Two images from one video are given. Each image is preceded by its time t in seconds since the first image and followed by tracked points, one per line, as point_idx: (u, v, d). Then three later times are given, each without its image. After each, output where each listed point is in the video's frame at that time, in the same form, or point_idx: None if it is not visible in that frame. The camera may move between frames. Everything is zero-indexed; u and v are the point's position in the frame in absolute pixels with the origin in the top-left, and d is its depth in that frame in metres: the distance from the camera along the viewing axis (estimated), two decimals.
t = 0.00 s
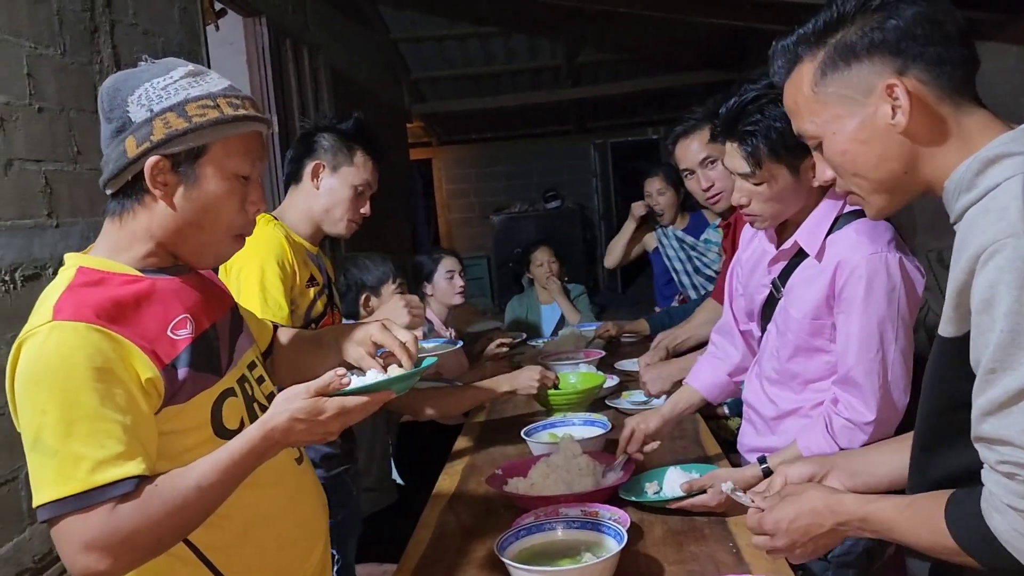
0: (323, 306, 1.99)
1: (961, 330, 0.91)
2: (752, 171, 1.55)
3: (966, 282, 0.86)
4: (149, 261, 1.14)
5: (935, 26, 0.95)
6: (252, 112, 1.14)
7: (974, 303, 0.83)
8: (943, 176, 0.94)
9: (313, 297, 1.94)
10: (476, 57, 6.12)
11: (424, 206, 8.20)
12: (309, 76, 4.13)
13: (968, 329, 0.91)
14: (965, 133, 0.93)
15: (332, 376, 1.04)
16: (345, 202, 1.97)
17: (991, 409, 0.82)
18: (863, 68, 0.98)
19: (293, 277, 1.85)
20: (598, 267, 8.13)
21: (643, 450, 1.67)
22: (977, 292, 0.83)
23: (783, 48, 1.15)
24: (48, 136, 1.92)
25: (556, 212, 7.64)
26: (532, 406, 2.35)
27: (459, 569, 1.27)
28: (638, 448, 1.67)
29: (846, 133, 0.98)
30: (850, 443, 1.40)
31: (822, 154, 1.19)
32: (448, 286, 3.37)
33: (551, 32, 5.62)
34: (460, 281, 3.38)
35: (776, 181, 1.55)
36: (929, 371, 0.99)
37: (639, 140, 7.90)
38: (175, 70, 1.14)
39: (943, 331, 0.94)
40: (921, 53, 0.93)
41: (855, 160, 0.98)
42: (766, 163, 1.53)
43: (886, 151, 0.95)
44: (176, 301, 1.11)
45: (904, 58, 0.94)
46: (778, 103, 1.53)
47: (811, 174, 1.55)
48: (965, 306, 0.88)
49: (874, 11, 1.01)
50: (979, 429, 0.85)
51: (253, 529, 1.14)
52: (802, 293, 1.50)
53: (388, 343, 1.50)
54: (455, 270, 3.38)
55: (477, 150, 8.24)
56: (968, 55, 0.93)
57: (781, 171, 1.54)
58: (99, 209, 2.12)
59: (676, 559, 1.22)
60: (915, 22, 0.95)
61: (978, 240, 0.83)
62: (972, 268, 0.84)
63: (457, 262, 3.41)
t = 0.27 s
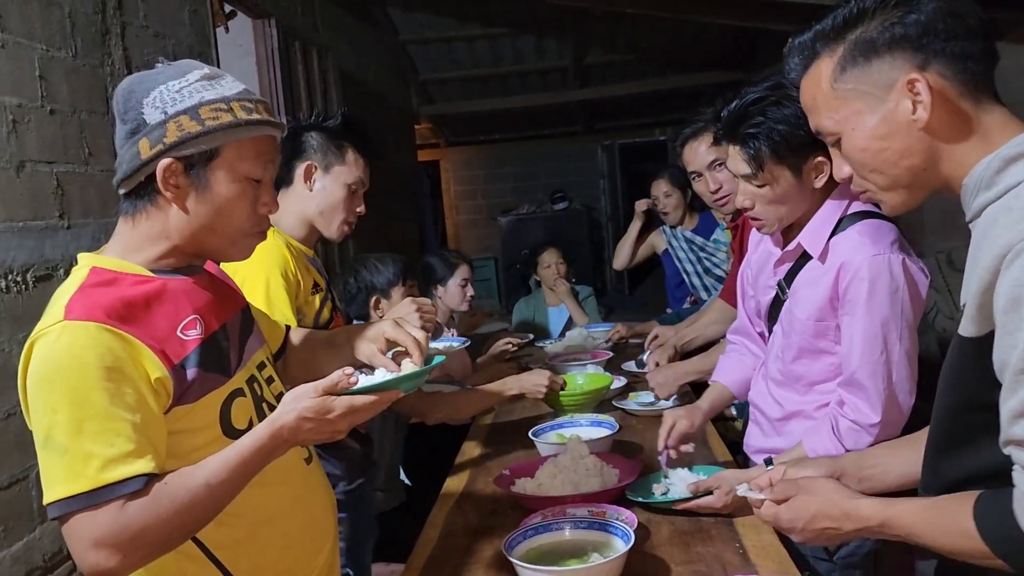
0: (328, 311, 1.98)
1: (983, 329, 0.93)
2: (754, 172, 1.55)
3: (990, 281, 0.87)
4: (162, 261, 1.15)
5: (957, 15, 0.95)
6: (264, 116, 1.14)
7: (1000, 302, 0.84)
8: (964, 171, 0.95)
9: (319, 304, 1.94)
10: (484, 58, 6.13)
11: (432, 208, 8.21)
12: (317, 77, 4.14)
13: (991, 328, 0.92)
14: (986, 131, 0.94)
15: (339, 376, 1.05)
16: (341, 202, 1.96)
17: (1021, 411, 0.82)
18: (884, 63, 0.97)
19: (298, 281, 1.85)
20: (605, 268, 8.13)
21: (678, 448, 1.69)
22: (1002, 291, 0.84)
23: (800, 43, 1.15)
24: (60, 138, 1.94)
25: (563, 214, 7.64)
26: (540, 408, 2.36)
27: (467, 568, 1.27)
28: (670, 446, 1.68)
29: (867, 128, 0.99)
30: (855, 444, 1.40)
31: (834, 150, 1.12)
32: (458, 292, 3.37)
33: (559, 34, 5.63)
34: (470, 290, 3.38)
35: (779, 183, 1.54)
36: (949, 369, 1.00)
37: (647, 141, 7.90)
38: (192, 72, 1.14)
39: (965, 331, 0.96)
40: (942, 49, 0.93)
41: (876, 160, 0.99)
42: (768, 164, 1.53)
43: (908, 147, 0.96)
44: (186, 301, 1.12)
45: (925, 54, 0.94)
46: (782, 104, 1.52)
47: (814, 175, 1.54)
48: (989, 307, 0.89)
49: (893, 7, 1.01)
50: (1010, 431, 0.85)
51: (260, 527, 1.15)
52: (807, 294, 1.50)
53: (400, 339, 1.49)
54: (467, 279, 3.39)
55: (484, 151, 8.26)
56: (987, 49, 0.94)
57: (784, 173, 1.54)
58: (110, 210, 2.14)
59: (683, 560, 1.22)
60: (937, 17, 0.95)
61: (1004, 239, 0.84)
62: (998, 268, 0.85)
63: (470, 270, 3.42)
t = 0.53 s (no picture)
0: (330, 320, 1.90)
1: (997, 330, 0.93)
2: (757, 171, 1.55)
3: (1004, 281, 0.87)
4: (173, 261, 1.16)
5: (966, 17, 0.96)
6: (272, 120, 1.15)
7: (1015, 305, 0.84)
8: (973, 172, 0.95)
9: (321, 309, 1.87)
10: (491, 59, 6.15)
11: (438, 208, 8.23)
12: (325, 78, 4.16)
13: (1005, 329, 0.92)
14: (995, 133, 0.94)
15: (346, 376, 1.07)
16: (332, 201, 1.92)
17: None
18: (894, 65, 0.98)
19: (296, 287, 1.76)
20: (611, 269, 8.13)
21: (687, 435, 1.72)
22: (1017, 292, 0.83)
23: (808, 47, 1.15)
24: (69, 139, 1.95)
25: (570, 214, 7.64)
26: (546, 409, 2.36)
27: (473, 566, 1.28)
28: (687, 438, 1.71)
29: (875, 130, 0.99)
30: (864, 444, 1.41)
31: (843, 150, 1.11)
32: (463, 298, 3.28)
33: (566, 35, 5.65)
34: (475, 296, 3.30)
35: (780, 181, 1.54)
36: (959, 370, 1.00)
37: (654, 141, 7.90)
38: (203, 76, 1.15)
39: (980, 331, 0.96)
40: (952, 52, 0.94)
41: (885, 166, 0.99)
42: (769, 162, 1.53)
43: (917, 149, 0.96)
44: (196, 300, 1.13)
45: (934, 56, 0.95)
46: (781, 104, 1.53)
47: (815, 174, 1.54)
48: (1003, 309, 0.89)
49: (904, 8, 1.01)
50: None
51: (268, 524, 1.16)
52: (811, 295, 1.50)
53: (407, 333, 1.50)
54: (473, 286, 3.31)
55: (491, 152, 8.27)
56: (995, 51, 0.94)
57: (785, 171, 1.54)
58: (119, 210, 2.16)
59: (688, 558, 1.23)
60: (947, 20, 0.95)
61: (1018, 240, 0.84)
62: (1013, 269, 0.85)
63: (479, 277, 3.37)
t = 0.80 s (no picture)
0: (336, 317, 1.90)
1: (1013, 322, 0.92)
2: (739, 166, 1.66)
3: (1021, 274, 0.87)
4: (184, 254, 1.17)
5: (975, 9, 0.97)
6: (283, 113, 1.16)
7: None
8: (983, 164, 0.95)
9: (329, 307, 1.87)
10: (497, 58, 6.15)
11: (444, 207, 8.23)
12: (332, 77, 4.18)
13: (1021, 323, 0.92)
14: (1007, 126, 0.94)
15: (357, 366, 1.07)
16: (330, 192, 1.90)
17: None
18: (906, 57, 0.98)
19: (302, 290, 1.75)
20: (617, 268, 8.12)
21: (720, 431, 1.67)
22: None
23: (820, 39, 1.16)
24: (79, 136, 1.97)
25: (576, 213, 7.64)
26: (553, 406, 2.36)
27: (479, 560, 1.28)
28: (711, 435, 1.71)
29: (885, 123, 0.99)
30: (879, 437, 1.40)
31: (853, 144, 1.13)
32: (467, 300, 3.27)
33: (572, 34, 5.66)
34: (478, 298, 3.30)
35: (753, 180, 1.63)
36: (971, 365, 1.00)
37: (660, 141, 7.90)
38: (214, 70, 1.16)
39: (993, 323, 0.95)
40: (964, 45, 0.94)
41: (895, 156, 0.99)
42: (744, 160, 1.63)
43: (927, 144, 0.96)
44: (209, 291, 1.14)
45: (946, 49, 0.95)
46: (758, 109, 1.62)
47: (788, 177, 1.59)
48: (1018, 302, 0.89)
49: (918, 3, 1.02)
50: None
51: (278, 514, 1.17)
52: (817, 289, 1.50)
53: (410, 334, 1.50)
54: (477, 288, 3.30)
55: (497, 151, 8.28)
56: (1005, 46, 0.94)
57: (757, 171, 1.61)
58: (128, 207, 2.17)
59: (693, 553, 1.23)
60: (958, 14, 0.96)
61: None
62: None
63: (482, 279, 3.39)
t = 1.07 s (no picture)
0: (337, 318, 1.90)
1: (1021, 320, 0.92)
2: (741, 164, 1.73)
3: None
4: (190, 251, 1.18)
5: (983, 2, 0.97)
6: (286, 109, 1.17)
7: None
8: (986, 162, 0.96)
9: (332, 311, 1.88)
10: (502, 59, 6.16)
11: (448, 208, 8.25)
12: (338, 78, 4.19)
13: None
14: (1012, 123, 0.94)
15: (361, 364, 1.09)
16: (330, 186, 1.90)
17: None
18: (911, 54, 0.98)
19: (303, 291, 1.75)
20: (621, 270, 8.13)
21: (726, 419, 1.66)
22: None
23: (826, 36, 1.17)
24: (86, 136, 1.98)
25: (580, 215, 7.65)
26: (556, 406, 2.37)
27: (483, 557, 1.29)
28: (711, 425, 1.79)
29: (890, 119, 1.00)
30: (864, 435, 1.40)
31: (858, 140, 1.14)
32: (471, 302, 3.28)
33: (577, 36, 5.68)
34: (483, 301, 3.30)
35: (755, 174, 1.70)
36: (973, 364, 1.00)
37: (664, 143, 7.91)
38: (217, 69, 1.17)
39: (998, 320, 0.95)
40: (969, 42, 0.94)
41: (902, 151, 0.99)
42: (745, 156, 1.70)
43: (929, 142, 0.97)
44: (215, 288, 1.15)
45: (952, 46, 0.95)
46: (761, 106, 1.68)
47: (787, 171, 1.64)
48: None
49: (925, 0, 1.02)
50: None
51: (283, 508, 1.18)
52: (811, 287, 1.53)
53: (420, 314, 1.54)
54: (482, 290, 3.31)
55: (502, 153, 8.29)
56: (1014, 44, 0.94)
57: (759, 165, 1.68)
58: (134, 207, 2.18)
59: (695, 551, 1.24)
60: (965, 9, 0.96)
61: None
62: None
63: (487, 280, 3.38)
